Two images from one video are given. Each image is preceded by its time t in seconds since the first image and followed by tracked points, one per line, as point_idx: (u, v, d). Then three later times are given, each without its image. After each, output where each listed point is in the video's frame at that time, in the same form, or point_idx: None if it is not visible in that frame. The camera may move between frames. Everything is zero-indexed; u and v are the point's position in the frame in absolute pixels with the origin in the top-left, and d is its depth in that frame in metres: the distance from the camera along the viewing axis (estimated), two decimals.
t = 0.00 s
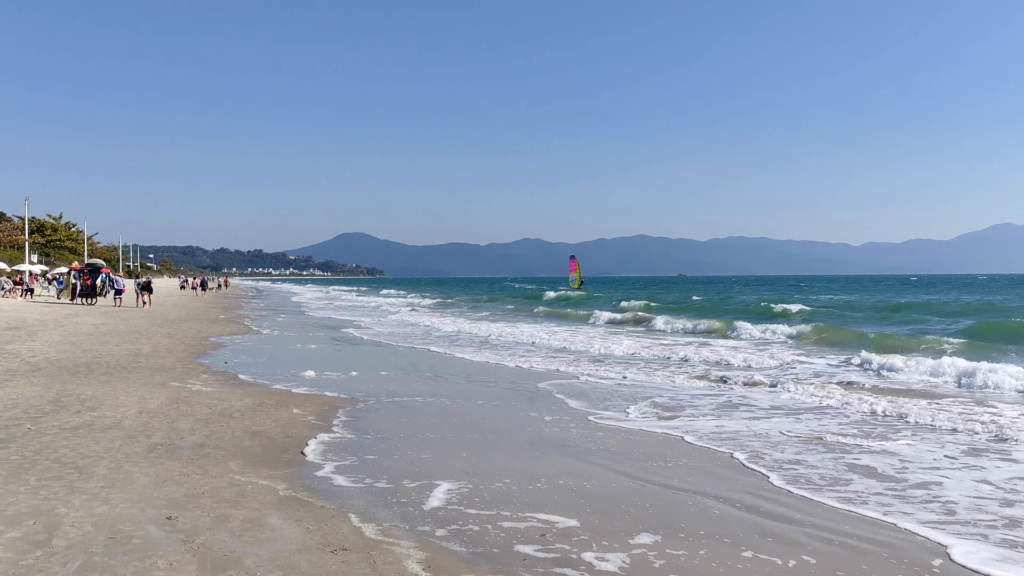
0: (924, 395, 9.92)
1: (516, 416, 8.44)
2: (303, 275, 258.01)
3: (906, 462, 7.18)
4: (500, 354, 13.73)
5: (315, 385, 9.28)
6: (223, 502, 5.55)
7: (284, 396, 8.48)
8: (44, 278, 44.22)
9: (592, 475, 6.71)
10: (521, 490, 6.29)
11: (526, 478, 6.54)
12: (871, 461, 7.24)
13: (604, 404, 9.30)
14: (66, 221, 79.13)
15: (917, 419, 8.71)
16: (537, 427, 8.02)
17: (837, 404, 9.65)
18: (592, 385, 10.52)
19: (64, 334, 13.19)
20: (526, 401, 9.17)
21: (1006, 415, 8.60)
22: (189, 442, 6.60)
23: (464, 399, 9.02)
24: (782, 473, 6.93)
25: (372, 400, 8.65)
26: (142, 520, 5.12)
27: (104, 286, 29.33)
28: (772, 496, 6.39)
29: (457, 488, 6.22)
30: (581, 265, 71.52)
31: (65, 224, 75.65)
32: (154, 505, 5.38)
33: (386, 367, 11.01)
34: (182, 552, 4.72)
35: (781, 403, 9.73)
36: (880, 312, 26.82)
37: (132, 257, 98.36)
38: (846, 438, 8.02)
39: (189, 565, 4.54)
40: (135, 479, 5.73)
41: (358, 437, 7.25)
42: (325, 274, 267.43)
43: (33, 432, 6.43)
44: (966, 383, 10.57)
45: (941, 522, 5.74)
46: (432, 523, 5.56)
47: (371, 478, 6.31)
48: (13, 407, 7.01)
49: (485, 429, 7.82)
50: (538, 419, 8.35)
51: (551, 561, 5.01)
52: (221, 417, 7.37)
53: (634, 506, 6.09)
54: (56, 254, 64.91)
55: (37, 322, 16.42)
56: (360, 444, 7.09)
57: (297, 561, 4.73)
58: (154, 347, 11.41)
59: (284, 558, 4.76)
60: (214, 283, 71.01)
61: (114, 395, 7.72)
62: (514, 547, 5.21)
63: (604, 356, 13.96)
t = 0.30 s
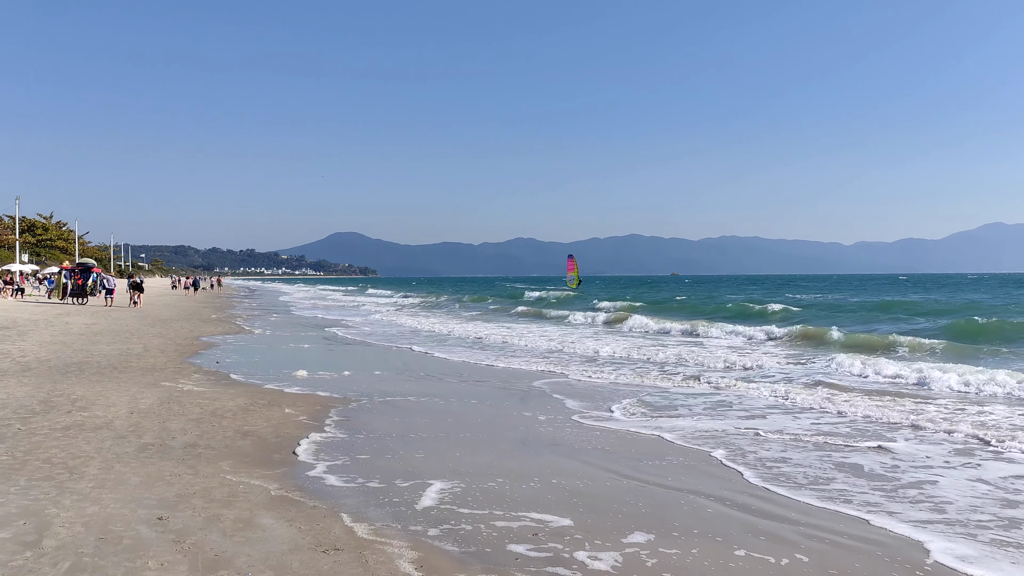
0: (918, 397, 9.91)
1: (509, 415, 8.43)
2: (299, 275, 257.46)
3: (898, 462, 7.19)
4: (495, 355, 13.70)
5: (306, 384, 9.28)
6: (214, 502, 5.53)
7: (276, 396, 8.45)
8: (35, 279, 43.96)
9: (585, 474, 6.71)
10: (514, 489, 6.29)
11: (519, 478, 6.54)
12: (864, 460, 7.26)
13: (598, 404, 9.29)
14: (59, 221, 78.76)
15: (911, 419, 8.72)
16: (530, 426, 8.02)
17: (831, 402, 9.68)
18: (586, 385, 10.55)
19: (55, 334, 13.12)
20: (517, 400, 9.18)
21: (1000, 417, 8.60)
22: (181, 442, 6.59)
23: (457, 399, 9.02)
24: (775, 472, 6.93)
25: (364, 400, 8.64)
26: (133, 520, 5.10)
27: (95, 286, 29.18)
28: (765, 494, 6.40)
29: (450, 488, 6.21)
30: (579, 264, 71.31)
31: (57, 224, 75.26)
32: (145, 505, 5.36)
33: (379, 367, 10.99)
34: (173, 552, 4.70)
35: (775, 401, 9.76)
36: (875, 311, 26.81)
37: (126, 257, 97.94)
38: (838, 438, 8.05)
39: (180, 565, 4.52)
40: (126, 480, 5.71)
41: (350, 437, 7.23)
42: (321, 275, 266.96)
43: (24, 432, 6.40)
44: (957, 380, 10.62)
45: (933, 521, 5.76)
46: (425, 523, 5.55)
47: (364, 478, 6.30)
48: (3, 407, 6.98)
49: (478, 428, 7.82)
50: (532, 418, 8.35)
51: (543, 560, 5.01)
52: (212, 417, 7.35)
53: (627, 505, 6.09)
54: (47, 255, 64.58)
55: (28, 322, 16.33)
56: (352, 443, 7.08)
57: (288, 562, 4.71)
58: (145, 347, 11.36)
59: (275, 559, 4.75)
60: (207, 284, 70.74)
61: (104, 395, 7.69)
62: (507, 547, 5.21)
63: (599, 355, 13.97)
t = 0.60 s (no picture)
0: (910, 395, 9.94)
1: (502, 414, 8.43)
2: (295, 275, 257.13)
3: (890, 461, 7.21)
4: (489, 354, 13.69)
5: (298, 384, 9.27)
6: (205, 502, 5.52)
7: (268, 396, 8.44)
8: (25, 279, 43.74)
9: (577, 473, 6.72)
10: (506, 488, 6.29)
11: (511, 477, 6.54)
12: (856, 460, 7.27)
13: (592, 403, 9.29)
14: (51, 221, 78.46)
15: (903, 418, 8.75)
16: (523, 426, 8.03)
17: (823, 401, 9.71)
18: (579, 384, 10.56)
19: (45, 334, 13.07)
20: (509, 400, 9.17)
21: (992, 416, 8.62)
22: (172, 442, 6.57)
23: (449, 399, 9.01)
24: (766, 473, 6.94)
25: (356, 400, 8.64)
26: (124, 521, 5.08)
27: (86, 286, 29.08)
28: (756, 493, 6.42)
29: (441, 488, 6.20)
30: (575, 264, 71.34)
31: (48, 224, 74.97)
32: (136, 505, 5.35)
33: (372, 366, 10.98)
34: (164, 553, 4.69)
35: (767, 400, 9.77)
36: (869, 309, 26.89)
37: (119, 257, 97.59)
38: (830, 437, 8.06)
39: (170, 566, 4.51)
40: (116, 480, 5.69)
41: (342, 437, 7.22)
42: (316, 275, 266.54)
43: (13, 433, 6.38)
44: (947, 377, 10.65)
45: (924, 520, 5.78)
46: (416, 522, 5.54)
47: (356, 477, 6.30)
48: None
49: (469, 428, 7.81)
50: (525, 418, 8.36)
51: (535, 560, 5.01)
52: (203, 417, 7.33)
53: (619, 504, 6.10)
54: (38, 254, 64.27)
55: (17, 322, 16.25)
56: (343, 444, 7.07)
57: (279, 562, 4.70)
58: (136, 347, 11.32)
59: (266, 559, 4.73)
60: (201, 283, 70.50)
61: (95, 395, 7.67)
62: (498, 547, 5.21)
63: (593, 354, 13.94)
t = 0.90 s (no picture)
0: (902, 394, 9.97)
1: (494, 414, 8.42)
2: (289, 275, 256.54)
3: (881, 459, 7.25)
4: (483, 354, 13.66)
5: (288, 383, 9.26)
6: (195, 503, 5.50)
7: (259, 395, 8.42)
8: (13, 279, 43.44)
9: (568, 472, 6.73)
10: (497, 488, 6.28)
11: (503, 476, 6.54)
12: (847, 459, 7.29)
13: (585, 403, 9.29)
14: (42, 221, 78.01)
15: (895, 417, 8.77)
16: (515, 425, 8.03)
17: (815, 400, 9.74)
18: (570, 383, 10.56)
19: (34, 334, 12.99)
20: (501, 399, 9.16)
21: (984, 414, 8.65)
22: (162, 442, 6.54)
23: (441, 398, 9.01)
24: (758, 471, 6.95)
25: (348, 399, 8.63)
26: (113, 521, 5.06)
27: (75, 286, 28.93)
28: (747, 491, 6.44)
29: (433, 487, 6.20)
30: (573, 262, 71.26)
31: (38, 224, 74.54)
32: (126, 506, 5.33)
33: (364, 366, 10.96)
34: (153, 553, 4.67)
35: (760, 399, 9.78)
36: (861, 308, 26.99)
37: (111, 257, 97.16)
38: (822, 435, 8.09)
39: (160, 566, 4.49)
40: (106, 480, 5.67)
41: (333, 437, 7.20)
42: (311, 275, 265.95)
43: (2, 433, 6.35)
44: (942, 378, 10.65)
45: (915, 518, 5.80)
46: (407, 522, 5.53)
47: (347, 477, 6.29)
48: None
49: (461, 427, 7.79)
50: (516, 417, 8.36)
51: (526, 558, 5.01)
52: (193, 417, 7.31)
53: (611, 503, 6.11)
54: (27, 255, 63.90)
55: (5, 322, 16.15)
56: (334, 444, 7.05)
57: (269, 562, 4.69)
58: (126, 347, 11.26)
59: (256, 559, 4.72)
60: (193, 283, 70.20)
61: (84, 395, 7.63)
62: (490, 546, 5.20)
63: (587, 354, 13.93)
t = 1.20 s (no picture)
0: (894, 391, 10.02)
1: (485, 412, 8.43)
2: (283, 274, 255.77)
3: (871, 457, 7.28)
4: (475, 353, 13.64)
5: (278, 382, 9.23)
6: (184, 502, 5.49)
7: (248, 394, 8.41)
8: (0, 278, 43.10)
9: (559, 471, 6.73)
10: (487, 487, 6.29)
11: (494, 475, 6.54)
12: (837, 456, 7.33)
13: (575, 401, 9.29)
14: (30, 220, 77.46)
15: (886, 415, 8.83)
16: (505, 423, 8.03)
17: (805, 399, 9.78)
18: (561, 382, 10.56)
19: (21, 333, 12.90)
20: (492, 398, 9.16)
21: (974, 412, 8.70)
22: (150, 441, 6.52)
23: (432, 397, 9.02)
24: (749, 470, 6.98)
25: (338, 398, 8.62)
26: (101, 521, 5.04)
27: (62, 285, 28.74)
28: (737, 489, 6.47)
29: (422, 486, 6.20)
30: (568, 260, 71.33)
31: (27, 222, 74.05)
32: (114, 505, 5.31)
33: (355, 364, 10.94)
34: (142, 553, 4.66)
35: (752, 398, 9.81)
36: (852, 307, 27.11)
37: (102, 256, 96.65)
38: (813, 434, 8.12)
39: (148, 566, 4.48)
40: (94, 480, 5.65)
41: (323, 436, 7.19)
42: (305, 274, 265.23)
43: None
44: (930, 377, 10.72)
45: (903, 515, 5.84)
46: (397, 521, 5.53)
47: (336, 476, 6.28)
48: None
49: (451, 426, 7.79)
50: (508, 416, 8.36)
51: (516, 557, 5.02)
52: (182, 417, 7.28)
53: (601, 501, 6.12)
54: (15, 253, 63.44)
55: None
56: (323, 443, 7.03)
57: (258, 562, 4.67)
58: (114, 346, 11.21)
59: (245, 559, 4.71)
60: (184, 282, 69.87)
61: (72, 395, 7.59)
62: (479, 544, 5.21)
63: (580, 353, 13.94)
